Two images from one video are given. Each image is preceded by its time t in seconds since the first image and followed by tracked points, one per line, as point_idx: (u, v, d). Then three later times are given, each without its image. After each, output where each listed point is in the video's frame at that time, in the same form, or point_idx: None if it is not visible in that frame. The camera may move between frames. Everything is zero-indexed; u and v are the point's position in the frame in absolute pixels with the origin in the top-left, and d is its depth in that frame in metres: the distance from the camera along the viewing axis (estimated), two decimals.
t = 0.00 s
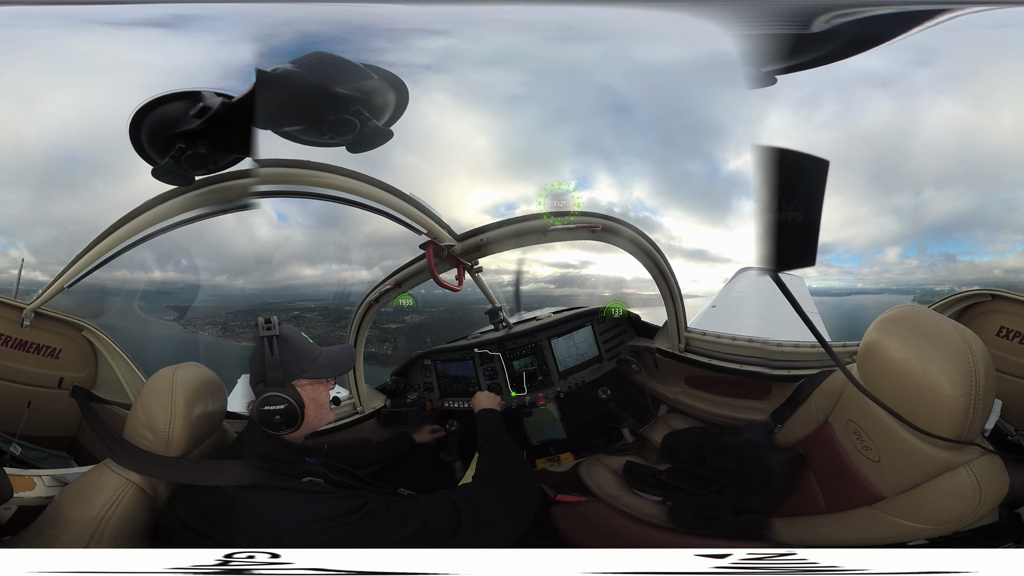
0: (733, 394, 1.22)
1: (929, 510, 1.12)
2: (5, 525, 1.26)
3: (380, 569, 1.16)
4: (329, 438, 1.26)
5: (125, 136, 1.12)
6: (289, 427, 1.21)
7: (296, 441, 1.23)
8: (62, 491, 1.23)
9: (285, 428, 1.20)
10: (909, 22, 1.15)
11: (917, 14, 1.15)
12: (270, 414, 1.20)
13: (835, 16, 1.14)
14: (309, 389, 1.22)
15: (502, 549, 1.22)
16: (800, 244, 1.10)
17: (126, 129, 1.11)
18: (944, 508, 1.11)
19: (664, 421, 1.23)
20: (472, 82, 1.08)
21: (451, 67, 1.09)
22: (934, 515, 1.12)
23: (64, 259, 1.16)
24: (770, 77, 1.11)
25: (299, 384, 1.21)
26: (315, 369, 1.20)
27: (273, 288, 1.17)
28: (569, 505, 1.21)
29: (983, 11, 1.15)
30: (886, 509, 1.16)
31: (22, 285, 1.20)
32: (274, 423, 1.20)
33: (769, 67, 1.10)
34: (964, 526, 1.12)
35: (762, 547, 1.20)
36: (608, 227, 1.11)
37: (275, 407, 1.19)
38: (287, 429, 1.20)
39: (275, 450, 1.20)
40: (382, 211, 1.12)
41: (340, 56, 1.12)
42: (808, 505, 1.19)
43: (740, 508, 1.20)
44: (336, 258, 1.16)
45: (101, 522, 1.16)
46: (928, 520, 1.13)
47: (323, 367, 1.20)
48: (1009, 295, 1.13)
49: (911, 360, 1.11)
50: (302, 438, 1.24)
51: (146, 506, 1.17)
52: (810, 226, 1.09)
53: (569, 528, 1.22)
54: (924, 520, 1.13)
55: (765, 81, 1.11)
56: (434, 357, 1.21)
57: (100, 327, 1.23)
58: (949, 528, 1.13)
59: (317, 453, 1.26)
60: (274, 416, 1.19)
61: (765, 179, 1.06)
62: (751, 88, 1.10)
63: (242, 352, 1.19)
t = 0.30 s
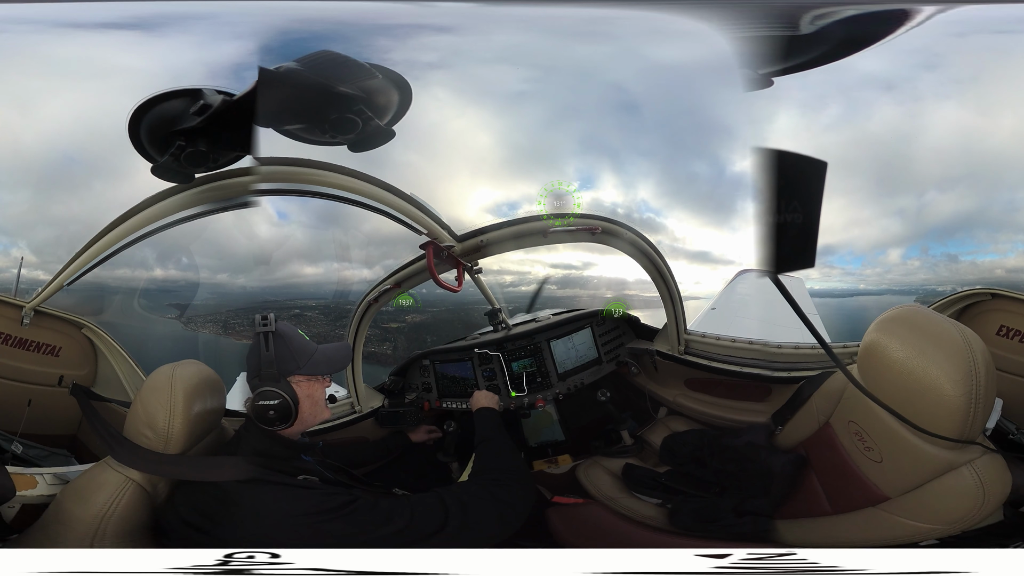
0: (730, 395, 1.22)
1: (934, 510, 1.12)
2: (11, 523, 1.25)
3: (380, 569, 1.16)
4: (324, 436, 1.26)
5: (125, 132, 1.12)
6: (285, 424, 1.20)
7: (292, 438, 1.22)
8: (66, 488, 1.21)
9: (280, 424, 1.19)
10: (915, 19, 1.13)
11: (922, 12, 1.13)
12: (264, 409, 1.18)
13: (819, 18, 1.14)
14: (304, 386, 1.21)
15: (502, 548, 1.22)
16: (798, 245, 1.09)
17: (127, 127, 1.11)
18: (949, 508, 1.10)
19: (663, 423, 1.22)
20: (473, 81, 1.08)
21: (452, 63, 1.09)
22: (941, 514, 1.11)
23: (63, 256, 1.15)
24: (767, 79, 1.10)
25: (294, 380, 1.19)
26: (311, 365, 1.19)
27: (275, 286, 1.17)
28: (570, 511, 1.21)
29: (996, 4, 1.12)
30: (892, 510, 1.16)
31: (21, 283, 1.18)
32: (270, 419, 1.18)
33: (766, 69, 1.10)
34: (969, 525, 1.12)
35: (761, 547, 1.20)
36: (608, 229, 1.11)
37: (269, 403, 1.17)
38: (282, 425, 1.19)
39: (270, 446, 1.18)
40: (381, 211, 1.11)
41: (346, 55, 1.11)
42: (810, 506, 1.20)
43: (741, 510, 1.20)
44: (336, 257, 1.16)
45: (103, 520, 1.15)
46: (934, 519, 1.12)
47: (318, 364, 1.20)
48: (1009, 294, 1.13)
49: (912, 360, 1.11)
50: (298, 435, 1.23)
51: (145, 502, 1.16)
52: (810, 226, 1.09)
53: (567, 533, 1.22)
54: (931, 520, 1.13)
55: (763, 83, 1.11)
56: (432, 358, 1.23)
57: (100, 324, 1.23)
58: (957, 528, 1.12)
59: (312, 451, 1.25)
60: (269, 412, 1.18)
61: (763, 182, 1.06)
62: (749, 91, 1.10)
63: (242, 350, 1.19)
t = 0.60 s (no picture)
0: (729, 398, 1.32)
1: (941, 511, 1.10)
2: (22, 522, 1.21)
3: (380, 569, 1.14)
4: (324, 433, 1.31)
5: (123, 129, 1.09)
6: (282, 424, 1.14)
7: (291, 437, 1.19)
8: (68, 487, 1.18)
9: (281, 424, 1.14)
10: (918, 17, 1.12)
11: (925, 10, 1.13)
12: (265, 408, 1.12)
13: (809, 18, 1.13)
14: (305, 384, 1.17)
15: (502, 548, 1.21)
16: (797, 248, 1.09)
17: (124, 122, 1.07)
18: (955, 508, 1.08)
19: (662, 427, 1.28)
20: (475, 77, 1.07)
21: (453, 58, 1.08)
22: (948, 514, 1.09)
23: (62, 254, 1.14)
24: (765, 82, 1.09)
25: (296, 378, 1.15)
26: (311, 365, 1.16)
27: (277, 284, 1.17)
28: (569, 519, 1.21)
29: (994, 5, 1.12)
30: (900, 511, 1.15)
31: (22, 283, 1.14)
32: (270, 417, 1.13)
33: (765, 72, 1.09)
34: (980, 526, 1.09)
35: (761, 547, 1.20)
36: (608, 232, 1.11)
37: (270, 401, 1.11)
38: (281, 425, 1.14)
39: (269, 443, 1.16)
40: (382, 208, 1.12)
41: (355, 53, 1.11)
42: (815, 509, 1.21)
43: (742, 514, 1.20)
44: (336, 256, 1.16)
45: (109, 518, 1.13)
46: (943, 520, 1.10)
47: (318, 363, 1.16)
48: (1011, 293, 1.12)
49: (911, 361, 1.10)
50: (294, 434, 1.20)
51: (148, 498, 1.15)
52: (810, 228, 1.08)
53: (557, 537, 1.21)
54: (941, 521, 1.10)
55: (761, 86, 1.10)
56: (431, 357, 1.28)
57: (99, 322, 1.24)
58: (968, 528, 1.10)
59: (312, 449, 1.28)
60: (269, 410, 1.12)
61: (759, 186, 1.06)
62: (748, 94, 1.09)
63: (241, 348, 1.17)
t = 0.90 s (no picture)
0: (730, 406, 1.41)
1: (953, 514, 1.08)
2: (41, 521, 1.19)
3: (380, 569, 1.12)
4: (323, 427, 1.30)
5: (119, 127, 1.08)
6: (282, 416, 1.14)
7: (290, 428, 1.18)
8: (81, 483, 1.17)
9: (281, 415, 1.14)
10: (916, 16, 1.12)
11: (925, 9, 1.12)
12: (264, 400, 1.12)
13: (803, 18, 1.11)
14: (304, 376, 1.17)
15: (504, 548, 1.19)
16: (798, 254, 1.08)
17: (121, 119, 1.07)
18: (967, 510, 1.07)
19: (658, 432, 1.39)
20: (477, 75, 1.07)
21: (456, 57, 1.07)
22: (959, 517, 1.07)
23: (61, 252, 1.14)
24: (765, 89, 1.11)
25: (295, 372, 1.15)
26: (310, 358, 1.16)
27: (279, 282, 1.16)
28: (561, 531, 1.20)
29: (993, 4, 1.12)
30: (911, 516, 1.13)
31: (21, 283, 1.14)
32: (270, 409, 1.13)
33: (764, 79, 1.10)
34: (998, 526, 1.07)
35: (762, 547, 1.18)
36: (609, 237, 1.13)
37: (270, 393, 1.11)
38: (281, 417, 1.14)
39: (269, 436, 1.16)
40: (385, 204, 1.13)
41: (364, 48, 1.10)
42: (822, 515, 1.21)
43: (741, 520, 1.19)
44: (338, 255, 1.15)
45: (120, 513, 1.13)
46: (956, 523, 1.08)
47: (319, 357, 1.18)
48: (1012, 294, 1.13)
49: (915, 364, 1.09)
50: (298, 426, 1.20)
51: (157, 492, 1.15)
52: (809, 235, 1.07)
53: (533, 539, 1.21)
54: (952, 524, 1.08)
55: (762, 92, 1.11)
56: (429, 354, 1.32)
57: (99, 318, 1.24)
58: (980, 531, 1.08)
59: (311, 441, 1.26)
60: (269, 403, 1.11)
61: (760, 193, 1.07)
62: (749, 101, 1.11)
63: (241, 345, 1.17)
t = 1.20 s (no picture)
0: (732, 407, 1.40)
1: (956, 514, 1.07)
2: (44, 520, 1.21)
3: (380, 569, 1.12)
4: (322, 425, 1.31)
5: (119, 124, 1.08)
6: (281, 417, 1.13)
7: (290, 427, 1.18)
8: (83, 483, 1.18)
9: (281, 416, 1.13)
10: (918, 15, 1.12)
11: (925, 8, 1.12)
12: (264, 401, 1.11)
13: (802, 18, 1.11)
14: (303, 376, 1.17)
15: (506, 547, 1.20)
16: (800, 255, 1.08)
17: (121, 116, 1.06)
18: (971, 511, 1.06)
19: (658, 434, 1.40)
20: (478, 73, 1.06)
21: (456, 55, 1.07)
22: (963, 517, 1.07)
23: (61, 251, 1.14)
24: (764, 90, 1.11)
25: (294, 372, 1.15)
26: (309, 358, 1.16)
27: (279, 282, 1.16)
28: (556, 529, 1.21)
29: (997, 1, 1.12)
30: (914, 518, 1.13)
31: (21, 283, 1.14)
32: (270, 410, 1.12)
33: (764, 80, 1.11)
34: (1006, 524, 1.06)
35: (761, 546, 1.17)
36: (610, 238, 1.13)
37: (270, 394, 1.10)
38: (280, 417, 1.13)
39: (266, 433, 1.15)
40: (383, 203, 1.14)
41: (365, 46, 1.10)
42: (826, 516, 1.21)
43: (740, 522, 1.20)
44: (339, 254, 1.16)
45: (124, 511, 1.13)
46: (960, 523, 1.08)
47: (317, 357, 1.17)
48: (1012, 294, 1.13)
49: (914, 364, 1.09)
50: (296, 423, 1.19)
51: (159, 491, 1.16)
52: (811, 237, 1.08)
53: (527, 540, 1.21)
54: (956, 523, 1.08)
55: (762, 94, 1.12)
56: (429, 353, 1.32)
57: (100, 316, 1.24)
58: (985, 530, 1.07)
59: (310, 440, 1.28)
60: (268, 403, 1.11)
61: (760, 198, 1.07)
62: (748, 102, 1.11)
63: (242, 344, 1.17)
